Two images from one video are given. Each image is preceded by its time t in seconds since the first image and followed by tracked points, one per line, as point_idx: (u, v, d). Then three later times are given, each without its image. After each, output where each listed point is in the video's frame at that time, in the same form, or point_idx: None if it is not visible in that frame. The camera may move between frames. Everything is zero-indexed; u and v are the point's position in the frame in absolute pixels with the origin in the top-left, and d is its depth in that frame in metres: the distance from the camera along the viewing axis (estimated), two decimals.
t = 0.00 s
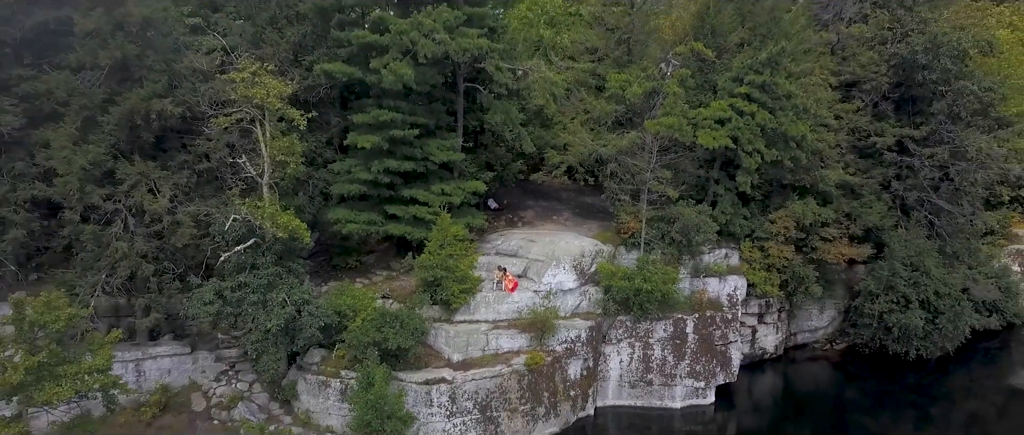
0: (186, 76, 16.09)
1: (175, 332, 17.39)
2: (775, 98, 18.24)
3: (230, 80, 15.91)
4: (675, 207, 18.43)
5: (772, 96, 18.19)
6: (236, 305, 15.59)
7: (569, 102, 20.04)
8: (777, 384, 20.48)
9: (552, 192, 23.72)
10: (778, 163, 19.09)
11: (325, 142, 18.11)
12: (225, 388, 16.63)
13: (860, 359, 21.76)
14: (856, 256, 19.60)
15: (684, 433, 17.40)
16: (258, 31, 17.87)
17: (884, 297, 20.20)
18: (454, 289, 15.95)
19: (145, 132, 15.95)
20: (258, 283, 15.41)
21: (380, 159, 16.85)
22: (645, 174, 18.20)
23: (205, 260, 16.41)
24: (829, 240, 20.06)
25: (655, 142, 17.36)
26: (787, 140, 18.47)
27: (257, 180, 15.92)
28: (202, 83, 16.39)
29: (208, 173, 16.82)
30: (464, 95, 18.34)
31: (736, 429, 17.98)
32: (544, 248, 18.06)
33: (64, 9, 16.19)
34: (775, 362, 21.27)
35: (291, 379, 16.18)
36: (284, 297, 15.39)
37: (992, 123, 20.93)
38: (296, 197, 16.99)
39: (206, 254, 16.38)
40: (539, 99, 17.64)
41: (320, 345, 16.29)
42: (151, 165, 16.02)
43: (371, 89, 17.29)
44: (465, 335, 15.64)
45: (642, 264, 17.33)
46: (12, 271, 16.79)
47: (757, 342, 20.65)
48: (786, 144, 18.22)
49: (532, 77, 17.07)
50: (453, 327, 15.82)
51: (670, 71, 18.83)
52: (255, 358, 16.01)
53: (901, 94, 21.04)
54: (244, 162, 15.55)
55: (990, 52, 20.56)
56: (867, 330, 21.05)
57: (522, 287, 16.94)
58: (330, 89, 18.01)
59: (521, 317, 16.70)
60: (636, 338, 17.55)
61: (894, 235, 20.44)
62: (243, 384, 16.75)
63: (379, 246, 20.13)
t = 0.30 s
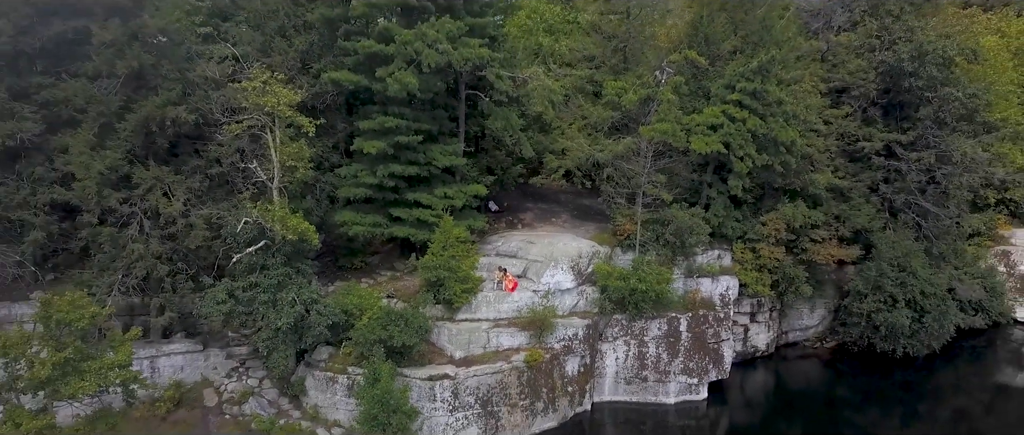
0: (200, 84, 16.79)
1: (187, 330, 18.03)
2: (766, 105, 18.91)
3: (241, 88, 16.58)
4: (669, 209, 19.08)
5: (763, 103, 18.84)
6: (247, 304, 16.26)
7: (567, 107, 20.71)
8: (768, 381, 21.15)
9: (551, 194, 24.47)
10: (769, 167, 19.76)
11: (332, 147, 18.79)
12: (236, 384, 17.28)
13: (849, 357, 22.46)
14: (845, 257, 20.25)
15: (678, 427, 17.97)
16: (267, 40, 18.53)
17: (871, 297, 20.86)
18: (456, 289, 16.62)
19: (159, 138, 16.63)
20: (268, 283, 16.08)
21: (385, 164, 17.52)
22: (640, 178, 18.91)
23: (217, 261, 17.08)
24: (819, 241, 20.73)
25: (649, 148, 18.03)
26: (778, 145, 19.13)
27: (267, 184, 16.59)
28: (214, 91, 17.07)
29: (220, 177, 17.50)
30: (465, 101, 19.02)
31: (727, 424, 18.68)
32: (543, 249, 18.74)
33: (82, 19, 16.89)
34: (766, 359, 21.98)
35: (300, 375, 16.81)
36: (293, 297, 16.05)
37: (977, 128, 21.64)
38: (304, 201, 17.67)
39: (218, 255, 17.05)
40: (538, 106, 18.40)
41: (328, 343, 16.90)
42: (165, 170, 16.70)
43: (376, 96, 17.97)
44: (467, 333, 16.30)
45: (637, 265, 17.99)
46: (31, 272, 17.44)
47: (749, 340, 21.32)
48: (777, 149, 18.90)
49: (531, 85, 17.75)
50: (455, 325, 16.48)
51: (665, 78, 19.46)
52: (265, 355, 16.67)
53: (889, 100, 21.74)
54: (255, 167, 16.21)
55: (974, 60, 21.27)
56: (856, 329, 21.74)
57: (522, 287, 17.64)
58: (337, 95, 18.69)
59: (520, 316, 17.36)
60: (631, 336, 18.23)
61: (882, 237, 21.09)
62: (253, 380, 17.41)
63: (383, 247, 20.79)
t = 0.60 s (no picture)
0: (212, 92, 17.49)
1: (198, 328, 18.69)
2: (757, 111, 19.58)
3: (252, 96, 17.28)
4: (663, 212, 19.76)
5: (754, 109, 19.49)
6: (258, 303, 16.96)
7: (565, 113, 21.41)
8: (760, 377, 21.84)
9: (550, 197, 25.23)
10: (760, 171, 20.46)
11: (338, 152, 19.48)
12: (246, 380, 17.97)
13: (839, 355, 23.17)
14: (834, 258, 20.89)
15: (671, 422, 18.86)
16: (275, 49, 19.22)
17: (860, 296, 21.52)
18: (458, 289, 17.33)
19: (173, 144, 17.34)
20: (278, 283, 16.77)
21: (389, 168, 18.20)
22: (635, 182, 19.62)
23: (228, 262, 17.79)
24: (809, 243, 21.42)
25: (644, 153, 18.74)
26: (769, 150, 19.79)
27: (277, 188, 17.29)
28: (226, 98, 17.77)
29: (231, 181, 18.20)
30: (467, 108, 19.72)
31: (719, 419, 19.38)
32: (541, 250, 19.43)
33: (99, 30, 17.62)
34: (758, 357, 22.70)
35: (308, 371, 17.49)
36: (302, 296, 16.73)
37: (962, 133, 22.35)
38: (312, 203, 18.36)
39: (229, 256, 17.74)
40: (537, 113, 19.08)
41: (334, 341, 17.56)
42: (178, 174, 17.40)
43: (381, 103, 18.67)
44: (469, 331, 16.97)
45: (632, 265, 18.66)
46: (49, 272, 18.14)
47: (741, 339, 22.17)
48: (767, 154, 19.59)
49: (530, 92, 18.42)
50: (457, 323, 17.14)
51: (659, 85, 19.97)
52: (275, 352, 17.34)
53: (877, 106, 22.46)
54: (265, 172, 16.89)
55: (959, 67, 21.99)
56: (844, 328, 22.48)
57: (521, 287, 18.42)
58: (343, 102, 19.38)
59: (520, 315, 18.00)
60: (627, 334, 18.92)
61: (871, 238, 21.75)
62: (263, 376, 18.10)
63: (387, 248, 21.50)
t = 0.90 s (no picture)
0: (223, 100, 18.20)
1: (208, 327, 19.37)
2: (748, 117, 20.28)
3: (261, 104, 17.98)
4: (658, 215, 20.46)
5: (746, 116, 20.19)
6: (267, 303, 17.66)
7: (563, 119, 22.13)
8: (752, 375, 22.54)
9: (548, 200, 26.00)
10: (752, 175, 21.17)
11: (344, 157, 20.19)
12: (255, 376, 18.66)
13: (828, 353, 23.92)
14: (824, 259, 21.60)
15: (665, 418, 19.59)
16: (284, 57, 19.92)
17: (848, 296, 22.25)
18: (460, 289, 18.02)
19: (186, 150, 18.04)
20: (287, 283, 17.47)
21: (394, 173, 18.89)
22: (630, 186, 20.33)
23: (239, 263, 18.50)
24: (799, 244, 22.13)
25: (639, 158, 19.45)
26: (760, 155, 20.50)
27: (286, 192, 17.99)
28: (236, 106, 18.48)
29: (241, 185, 18.91)
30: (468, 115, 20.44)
31: (711, 415, 20.07)
32: (540, 252, 20.16)
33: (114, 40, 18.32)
34: (750, 355, 23.44)
35: (315, 368, 18.17)
36: (310, 296, 17.41)
37: (948, 138, 23.08)
38: (319, 207, 19.06)
39: (239, 258, 18.46)
40: (536, 119, 19.78)
41: (341, 339, 18.30)
42: (190, 179, 18.10)
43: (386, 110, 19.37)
44: (470, 329, 17.69)
45: (628, 266, 19.37)
46: (65, 273, 18.83)
47: (733, 337, 22.93)
48: (758, 159, 20.30)
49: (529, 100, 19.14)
50: (459, 322, 17.84)
51: (654, 93, 20.73)
52: (283, 350, 18.05)
53: (865, 112, 23.18)
54: (275, 177, 17.59)
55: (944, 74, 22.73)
56: (833, 326, 23.22)
57: (520, 287, 19.10)
58: (349, 109, 20.09)
59: (519, 314, 18.69)
60: (622, 333, 19.64)
61: (859, 240, 22.48)
62: (271, 373, 18.80)
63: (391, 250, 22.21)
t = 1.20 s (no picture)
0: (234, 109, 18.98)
1: (219, 327, 20.10)
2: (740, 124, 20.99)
3: (271, 112, 18.72)
4: (652, 218, 21.18)
5: (738, 122, 20.88)
6: (277, 303, 18.38)
7: (561, 125, 22.86)
8: (744, 373, 23.25)
9: (547, 203, 26.78)
10: (744, 179, 21.89)
11: (349, 163, 20.92)
12: (265, 374, 19.40)
13: (819, 352, 24.66)
14: (813, 260, 22.30)
15: (660, 414, 20.14)
16: (291, 66, 20.65)
17: (837, 297, 22.95)
18: (462, 290, 18.73)
19: (198, 156, 18.79)
20: (295, 285, 18.18)
21: (398, 178, 19.61)
22: (625, 190, 21.07)
23: (249, 265, 19.27)
24: (790, 246, 22.83)
25: (634, 164, 20.21)
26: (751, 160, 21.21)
27: (294, 197, 18.72)
28: (246, 114, 19.22)
29: (250, 190, 19.65)
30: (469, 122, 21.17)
31: (704, 411, 20.76)
32: (539, 254, 20.88)
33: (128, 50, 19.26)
34: (743, 354, 24.18)
35: (322, 366, 18.84)
36: (318, 297, 18.11)
37: (935, 143, 23.81)
38: (325, 210, 19.78)
39: (250, 260, 19.22)
40: (535, 126, 20.51)
41: (347, 338, 18.97)
42: (202, 184, 18.82)
43: (390, 117, 20.09)
44: (471, 328, 18.44)
45: (624, 268, 20.09)
46: (81, 274, 19.52)
47: (726, 336, 23.67)
48: (749, 164, 21.02)
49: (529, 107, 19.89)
50: (461, 322, 18.56)
51: (648, 100, 21.48)
52: (292, 348, 18.76)
53: (854, 118, 23.96)
54: (284, 182, 18.32)
55: (931, 82, 23.48)
56: (823, 326, 23.96)
57: (519, 288, 19.81)
58: (354, 115, 20.82)
59: (519, 314, 19.42)
60: (618, 332, 20.34)
61: (848, 242, 23.20)
62: (280, 371, 19.51)
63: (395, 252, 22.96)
